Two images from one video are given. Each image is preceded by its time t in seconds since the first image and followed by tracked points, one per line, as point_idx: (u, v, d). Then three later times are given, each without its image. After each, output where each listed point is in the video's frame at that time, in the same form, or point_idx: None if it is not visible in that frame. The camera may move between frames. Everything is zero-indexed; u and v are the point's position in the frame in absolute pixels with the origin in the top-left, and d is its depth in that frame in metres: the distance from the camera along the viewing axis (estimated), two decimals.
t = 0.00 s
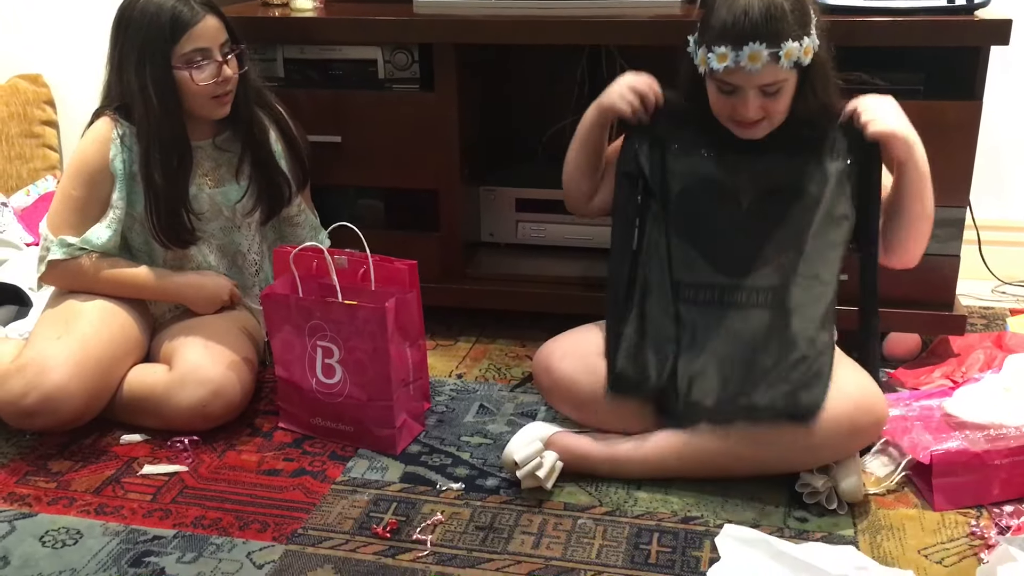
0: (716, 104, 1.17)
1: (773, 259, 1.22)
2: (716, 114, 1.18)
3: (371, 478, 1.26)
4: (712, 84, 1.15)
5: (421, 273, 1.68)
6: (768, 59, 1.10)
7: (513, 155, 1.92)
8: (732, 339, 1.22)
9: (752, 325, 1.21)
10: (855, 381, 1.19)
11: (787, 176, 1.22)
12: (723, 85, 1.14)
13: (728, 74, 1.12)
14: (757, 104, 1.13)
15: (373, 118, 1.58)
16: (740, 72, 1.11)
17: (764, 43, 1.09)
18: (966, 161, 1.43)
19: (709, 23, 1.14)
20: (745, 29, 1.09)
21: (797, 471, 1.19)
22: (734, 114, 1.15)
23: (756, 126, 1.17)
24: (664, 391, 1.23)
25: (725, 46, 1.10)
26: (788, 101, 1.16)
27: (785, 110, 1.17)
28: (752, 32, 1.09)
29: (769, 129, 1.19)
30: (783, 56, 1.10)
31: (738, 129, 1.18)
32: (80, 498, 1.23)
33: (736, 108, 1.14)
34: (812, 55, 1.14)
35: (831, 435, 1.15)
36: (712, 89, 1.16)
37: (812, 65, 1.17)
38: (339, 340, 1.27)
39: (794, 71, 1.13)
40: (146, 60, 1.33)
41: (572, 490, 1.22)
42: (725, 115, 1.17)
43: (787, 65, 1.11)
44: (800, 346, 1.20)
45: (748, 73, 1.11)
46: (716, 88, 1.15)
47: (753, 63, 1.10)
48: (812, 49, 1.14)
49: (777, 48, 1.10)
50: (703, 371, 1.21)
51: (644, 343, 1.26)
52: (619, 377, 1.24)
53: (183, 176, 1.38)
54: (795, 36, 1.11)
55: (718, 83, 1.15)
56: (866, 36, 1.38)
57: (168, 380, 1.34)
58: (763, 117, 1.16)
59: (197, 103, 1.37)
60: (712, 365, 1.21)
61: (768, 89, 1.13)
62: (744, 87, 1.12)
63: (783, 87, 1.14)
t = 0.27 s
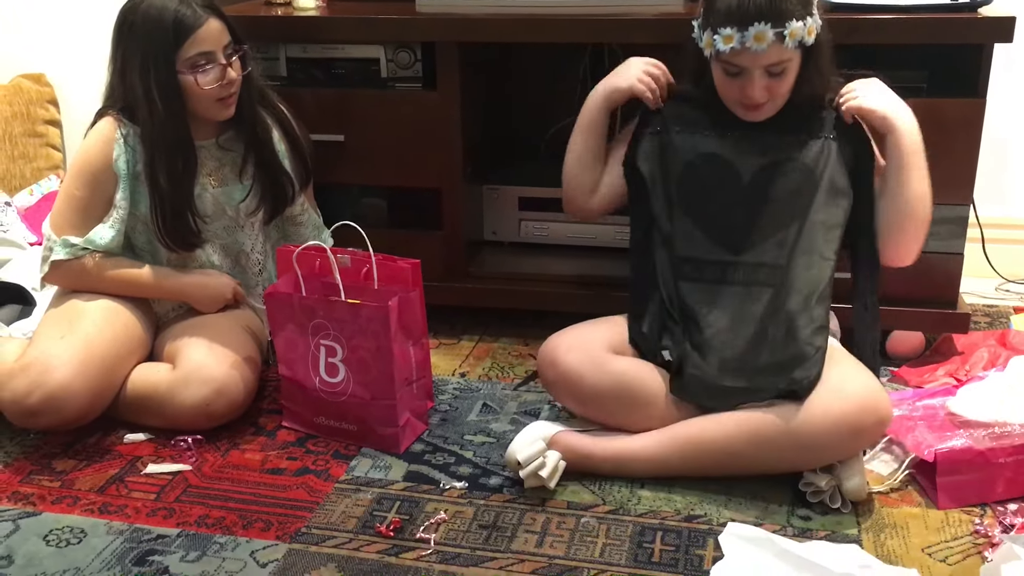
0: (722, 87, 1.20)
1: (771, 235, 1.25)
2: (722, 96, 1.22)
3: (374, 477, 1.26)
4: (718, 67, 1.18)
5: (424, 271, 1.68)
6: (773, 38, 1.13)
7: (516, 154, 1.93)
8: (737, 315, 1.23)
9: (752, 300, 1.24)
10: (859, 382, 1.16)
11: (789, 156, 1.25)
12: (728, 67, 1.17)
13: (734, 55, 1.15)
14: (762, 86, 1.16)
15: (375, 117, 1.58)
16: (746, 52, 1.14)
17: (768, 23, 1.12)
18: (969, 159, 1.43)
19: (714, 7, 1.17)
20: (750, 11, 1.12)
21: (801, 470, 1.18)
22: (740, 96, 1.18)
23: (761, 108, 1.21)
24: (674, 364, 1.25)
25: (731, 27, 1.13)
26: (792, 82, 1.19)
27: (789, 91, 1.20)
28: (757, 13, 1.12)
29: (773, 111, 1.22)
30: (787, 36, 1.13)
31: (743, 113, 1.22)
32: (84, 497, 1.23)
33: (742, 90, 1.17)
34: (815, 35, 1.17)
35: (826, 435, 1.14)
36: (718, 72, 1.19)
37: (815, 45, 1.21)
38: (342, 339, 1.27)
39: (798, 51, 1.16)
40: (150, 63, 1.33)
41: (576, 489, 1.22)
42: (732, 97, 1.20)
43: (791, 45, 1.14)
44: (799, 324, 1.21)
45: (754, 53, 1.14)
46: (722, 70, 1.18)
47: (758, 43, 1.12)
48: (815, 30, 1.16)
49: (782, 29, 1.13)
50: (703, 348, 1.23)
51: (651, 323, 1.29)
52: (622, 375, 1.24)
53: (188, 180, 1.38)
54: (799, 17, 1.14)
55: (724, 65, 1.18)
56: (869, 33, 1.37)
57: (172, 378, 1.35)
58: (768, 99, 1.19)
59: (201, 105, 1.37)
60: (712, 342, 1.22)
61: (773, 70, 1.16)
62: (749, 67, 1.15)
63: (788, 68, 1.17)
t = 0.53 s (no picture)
0: (725, 75, 1.22)
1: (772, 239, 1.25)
2: (727, 89, 1.24)
3: (376, 476, 1.26)
4: (721, 53, 1.21)
5: (426, 270, 1.68)
6: (775, 21, 1.16)
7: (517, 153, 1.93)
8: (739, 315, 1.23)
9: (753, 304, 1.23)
10: (862, 382, 1.17)
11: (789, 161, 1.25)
12: (731, 52, 1.20)
13: (736, 38, 1.17)
14: (765, 70, 1.18)
15: (377, 116, 1.59)
16: (748, 35, 1.17)
17: (770, 6, 1.15)
18: (971, 157, 1.43)
19: None
20: None
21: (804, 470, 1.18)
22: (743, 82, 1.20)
23: (764, 96, 1.22)
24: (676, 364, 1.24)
25: (733, 11, 1.16)
26: (795, 70, 1.21)
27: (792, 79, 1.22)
28: None
29: (777, 102, 1.23)
30: (789, 19, 1.16)
31: (747, 103, 1.23)
32: (87, 497, 1.23)
33: (745, 75, 1.19)
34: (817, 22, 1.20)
35: (829, 436, 1.14)
36: (721, 60, 1.22)
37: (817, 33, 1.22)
38: (344, 338, 1.27)
39: (800, 35, 1.18)
40: (154, 68, 1.33)
41: (578, 488, 1.22)
42: (735, 85, 1.21)
43: (793, 28, 1.16)
44: (800, 327, 1.20)
45: (755, 35, 1.16)
46: (724, 56, 1.21)
47: (760, 25, 1.15)
48: (817, 17, 1.19)
49: (783, 12, 1.16)
50: (705, 351, 1.22)
51: (653, 325, 1.30)
52: (624, 374, 1.24)
53: (191, 185, 1.39)
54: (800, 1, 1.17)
55: (726, 52, 1.20)
56: (870, 31, 1.37)
57: (174, 378, 1.35)
58: (771, 85, 1.20)
59: (205, 110, 1.38)
60: (711, 344, 1.22)
61: (776, 54, 1.18)
62: (751, 50, 1.18)
63: (790, 52, 1.19)
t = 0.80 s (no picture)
0: (727, 66, 1.25)
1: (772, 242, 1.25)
2: (727, 80, 1.27)
3: (377, 475, 1.26)
4: (722, 43, 1.24)
5: (427, 269, 1.68)
6: (776, 8, 1.19)
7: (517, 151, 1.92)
8: (739, 316, 1.23)
9: (753, 305, 1.23)
10: (864, 381, 1.17)
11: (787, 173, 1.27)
12: (732, 41, 1.23)
13: (738, 25, 1.21)
14: (767, 58, 1.22)
15: (377, 115, 1.59)
16: (749, 23, 1.20)
17: None
18: (972, 155, 1.42)
19: None
20: None
21: (804, 469, 1.18)
22: (744, 71, 1.23)
23: (766, 87, 1.25)
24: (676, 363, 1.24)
25: None
26: (796, 61, 1.24)
27: (793, 70, 1.24)
28: None
29: (779, 93, 1.26)
30: (789, 6, 1.19)
31: (750, 93, 1.26)
32: (88, 496, 1.23)
33: (747, 63, 1.22)
34: (817, 13, 1.23)
35: (831, 435, 1.14)
36: (722, 51, 1.25)
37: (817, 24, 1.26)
38: (345, 337, 1.27)
39: (800, 24, 1.22)
40: (156, 74, 1.33)
41: (579, 487, 1.22)
42: (736, 76, 1.25)
43: (794, 15, 1.20)
44: (800, 327, 1.19)
45: (757, 22, 1.20)
46: (726, 46, 1.24)
47: (762, 12, 1.19)
48: (816, 8, 1.23)
49: None
50: (706, 351, 1.22)
51: (653, 326, 1.30)
52: (625, 374, 1.24)
53: (193, 192, 1.38)
54: None
55: (728, 42, 1.24)
56: (871, 29, 1.37)
57: (174, 378, 1.35)
58: (773, 75, 1.23)
59: (209, 115, 1.38)
60: (711, 342, 1.22)
61: (777, 42, 1.22)
62: (753, 38, 1.21)
63: (791, 41, 1.22)
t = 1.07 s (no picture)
0: (726, 62, 1.25)
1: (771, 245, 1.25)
2: (725, 77, 1.27)
3: (376, 476, 1.26)
4: (721, 39, 1.25)
5: (426, 269, 1.68)
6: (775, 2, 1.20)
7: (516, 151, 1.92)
8: (739, 317, 1.23)
9: (753, 305, 1.23)
10: (864, 381, 1.16)
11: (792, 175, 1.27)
12: (731, 36, 1.23)
13: (738, 19, 1.21)
14: (765, 53, 1.22)
15: (376, 115, 1.58)
16: (749, 16, 1.20)
17: None
18: (971, 155, 1.42)
19: None
20: None
21: (803, 469, 1.18)
22: (743, 66, 1.23)
23: (764, 84, 1.25)
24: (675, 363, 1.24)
25: None
26: (796, 58, 1.25)
27: (792, 68, 1.25)
28: None
29: (777, 90, 1.26)
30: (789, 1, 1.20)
31: (748, 90, 1.26)
32: (86, 497, 1.23)
33: (747, 58, 1.22)
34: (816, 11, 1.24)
35: (830, 435, 1.14)
36: (721, 47, 1.25)
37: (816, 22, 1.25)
38: (344, 337, 1.27)
39: (799, 20, 1.22)
40: (155, 81, 1.32)
41: (578, 487, 1.22)
42: (735, 73, 1.24)
43: (793, 10, 1.20)
44: (800, 327, 1.19)
45: (756, 16, 1.20)
46: (724, 41, 1.24)
47: (761, 5, 1.19)
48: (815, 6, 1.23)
49: None
50: (705, 350, 1.22)
51: (652, 326, 1.29)
52: (623, 375, 1.24)
53: (192, 199, 1.38)
54: None
55: (726, 38, 1.24)
56: (870, 29, 1.37)
57: (173, 379, 1.35)
58: (773, 71, 1.23)
59: (208, 121, 1.37)
60: (710, 343, 1.22)
61: (776, 38, 1.22)
62: (753, 32, 1.21)
63: (790, 37, 1.23)
